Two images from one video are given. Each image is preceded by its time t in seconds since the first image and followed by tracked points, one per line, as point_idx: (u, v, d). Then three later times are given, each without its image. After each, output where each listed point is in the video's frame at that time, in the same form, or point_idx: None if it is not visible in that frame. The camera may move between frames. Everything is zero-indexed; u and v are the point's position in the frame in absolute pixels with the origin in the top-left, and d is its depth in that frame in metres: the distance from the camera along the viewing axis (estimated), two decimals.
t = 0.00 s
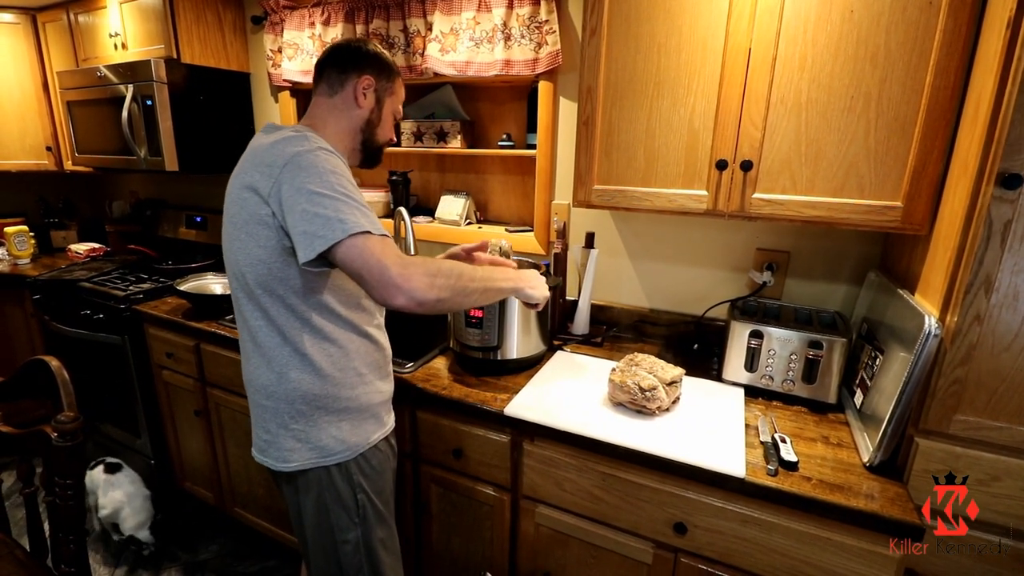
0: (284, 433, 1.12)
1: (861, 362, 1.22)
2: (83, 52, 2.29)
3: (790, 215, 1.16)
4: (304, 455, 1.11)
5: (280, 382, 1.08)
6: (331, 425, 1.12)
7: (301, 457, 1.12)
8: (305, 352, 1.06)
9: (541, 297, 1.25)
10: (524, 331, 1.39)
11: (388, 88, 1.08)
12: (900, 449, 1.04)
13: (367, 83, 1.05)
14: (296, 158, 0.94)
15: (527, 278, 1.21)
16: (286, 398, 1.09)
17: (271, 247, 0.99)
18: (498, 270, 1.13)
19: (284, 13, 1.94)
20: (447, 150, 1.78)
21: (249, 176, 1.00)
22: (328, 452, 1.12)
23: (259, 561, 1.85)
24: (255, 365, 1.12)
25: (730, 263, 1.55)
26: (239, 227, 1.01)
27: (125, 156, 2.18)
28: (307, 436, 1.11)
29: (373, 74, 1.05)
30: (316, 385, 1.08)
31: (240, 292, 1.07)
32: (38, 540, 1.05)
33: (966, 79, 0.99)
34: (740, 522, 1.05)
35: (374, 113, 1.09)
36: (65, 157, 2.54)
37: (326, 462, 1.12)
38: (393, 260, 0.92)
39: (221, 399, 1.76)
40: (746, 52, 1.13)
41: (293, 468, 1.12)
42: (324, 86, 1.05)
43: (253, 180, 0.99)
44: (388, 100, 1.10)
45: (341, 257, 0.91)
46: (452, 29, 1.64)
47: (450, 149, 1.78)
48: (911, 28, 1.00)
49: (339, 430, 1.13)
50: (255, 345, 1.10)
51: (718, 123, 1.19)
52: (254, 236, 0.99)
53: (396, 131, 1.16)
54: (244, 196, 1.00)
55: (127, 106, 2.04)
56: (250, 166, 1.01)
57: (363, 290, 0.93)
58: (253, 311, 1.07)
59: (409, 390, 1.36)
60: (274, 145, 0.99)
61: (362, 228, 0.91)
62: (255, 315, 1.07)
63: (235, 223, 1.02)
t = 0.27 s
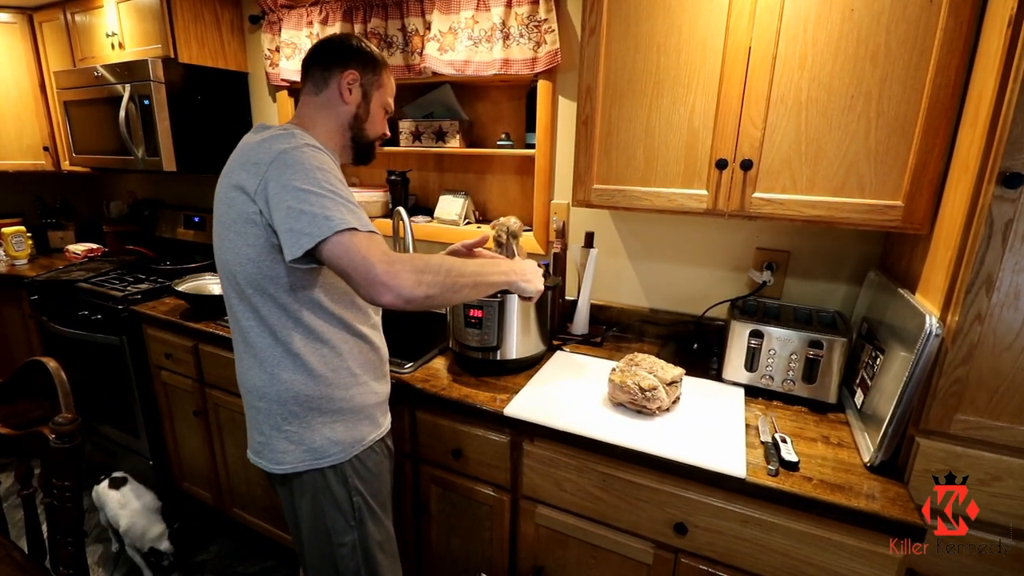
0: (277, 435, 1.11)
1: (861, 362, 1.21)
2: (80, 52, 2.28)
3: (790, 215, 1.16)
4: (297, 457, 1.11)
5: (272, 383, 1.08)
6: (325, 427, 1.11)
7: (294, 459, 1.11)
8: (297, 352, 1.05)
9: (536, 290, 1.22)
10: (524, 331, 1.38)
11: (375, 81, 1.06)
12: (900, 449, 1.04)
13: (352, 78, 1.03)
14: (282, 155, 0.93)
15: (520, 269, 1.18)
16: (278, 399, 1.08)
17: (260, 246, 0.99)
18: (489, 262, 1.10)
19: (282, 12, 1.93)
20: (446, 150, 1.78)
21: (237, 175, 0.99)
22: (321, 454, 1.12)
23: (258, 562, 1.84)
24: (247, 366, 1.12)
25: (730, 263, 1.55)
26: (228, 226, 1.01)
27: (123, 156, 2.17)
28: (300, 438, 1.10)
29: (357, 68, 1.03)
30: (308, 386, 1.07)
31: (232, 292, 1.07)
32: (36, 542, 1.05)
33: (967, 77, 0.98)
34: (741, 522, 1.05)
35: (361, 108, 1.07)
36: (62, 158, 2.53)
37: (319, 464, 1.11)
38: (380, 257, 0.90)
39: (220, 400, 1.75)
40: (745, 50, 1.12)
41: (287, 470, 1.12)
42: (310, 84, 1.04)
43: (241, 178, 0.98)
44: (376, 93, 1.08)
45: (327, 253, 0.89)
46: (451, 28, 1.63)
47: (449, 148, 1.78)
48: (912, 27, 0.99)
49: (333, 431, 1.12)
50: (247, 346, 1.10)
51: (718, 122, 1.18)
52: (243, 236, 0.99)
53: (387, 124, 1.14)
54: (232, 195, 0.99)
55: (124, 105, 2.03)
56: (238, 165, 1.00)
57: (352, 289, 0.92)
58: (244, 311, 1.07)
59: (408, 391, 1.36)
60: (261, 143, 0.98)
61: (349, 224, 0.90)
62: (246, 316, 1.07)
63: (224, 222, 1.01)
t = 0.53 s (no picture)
0: (267, 433, 1.12)
1: (865, 362, 1.21)
2: (81, 51, 2.28)
3: (794, 215, 1.15)
4: (286, 456, 1.11)
5: (261, 382, 1.08)
6: (314, 428, 1.10)
7: (283, 459, 1.11)
8: (285, 351, 1.05)
9: (537, 280, 1.18)
10: (526, 331, 1.38)
11: (370, 77, 1.05)
12: (905, 450, 1.03)
13: (345, 75, 1.02)
14: (271, 152, 0.93)
15: (520, 258, 1.15)
16: (267, 397, 1.09)
17: (249, 244, 0.99)
18: (487, 254, 1.07)
19: (283, 12, 1.93)
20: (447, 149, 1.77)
21: (228, 172, 1.00)
22: (310, 456, 1.11)
23: (259, 563, 1.84)
24: (239, 364, 1.12)
25: (732, 263, 1.54)
26: (218, 224, 1.01)
27: (124, 156, 2.17)
28: (290, 438, 1.10)
29: (350, 65, 1.02)
30: (297, 385, 1.07)
31: (224, 289, 1.08)
32: (37, 542, 1.04)
33: (972, 77, 0.98)
34: (744, 523, 1.04)
35: (357, 105, 1.06)
36: (64, 157, 2.53)
37: (308, 465, 1.11)
38: (361, 255, 0.88)
39: (221, 400, 1.75)
40: (749, 50, 1.12)
41: (277, 470, 1.12)
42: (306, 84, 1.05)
43: (231, 175, 0.98)
44: (372, 90, 1.06)
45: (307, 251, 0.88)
46: (452, 27, 1.63)
47: (451, 148, 1.77)
48: (917, 26, 0.99)
49: (322, 433, 1.11)
50: (239, 344, 1.10)
51: (721, 122, 1.18)
52: (232, 234, 0.99)
53: (386, 121, 1.12)
54: (223, 192, 1.00)
55: (125, 105, 2.03)
56: (229, 162, 1.00)
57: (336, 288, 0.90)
58: (236, 309, 1.07)
59: (410, 391, 1.35)
60: (253, 140, 0.98)
61: (332, 221, 0.88)
62: (237, 314, 1.07)
63: (216, 219, 1.02)
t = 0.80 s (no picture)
0: (262, 436, 1.12)
1: (866, 361, 1.21)
2: (80, 50, 2.27)
3: (795, 214, 1.15)
4: (281, 460, 1.11)
5: (256, 385, 1.08)
6: (309, 433, 1.10)
7: (278, 462, 1.12)
8: (279, 355, 1.05)
9: (536, 302, 0.99)
10: (526, 331, 1.38)
11: (378, 76, 1.03)
12: (906, 449, 1.03)
13: (351, 74, 1.01)
14: (264, 154, 0.92)
15: (518, 276, 0.97)
16: (261, 400, 1.09)
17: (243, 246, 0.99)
18: (478, 270, 0.93)
19: (283, 10, 1.92)
20: (447, 148, 1.77)
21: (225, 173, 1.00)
22: (304, 460, 1.11)
23: (259, 562, 1.84)
24: (236, 366, 1.13)
25: (733, 262, 1.54)
26: (215, 225, 1.02)
27: (123, 155, 2.16)
28: (284, 442, 1.10)
29: (358, 63, 1.01)
30: (291, 389, 1.06)
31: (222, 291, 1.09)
32: (37, 543, 1.04)
33: (974, 76, 0.98)
34: (745, 523, 1.04)
35: (363, 105, 1.05)
36: (63, 156, 2.52)
37: (303, 470, 1.11)
38: (339, 266, 0.83)
39: (221, 400, 1.75)
40: (751, 48, 1.12)
41: (272, 473, 1.13)
42: (316, 82, 1.05)
43: (227, 176, 0.98)
44: (379, 89, 1.05)
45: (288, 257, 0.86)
46: (452, 25, 1.62)
47: (451, 147, 1.77)
48: (919, 24, 0.99)
49: (317, 438, 1.10)
50: (236, 346, 1.11)
51: (722, 121, 1.18)
52: (228, 236, 0.99)
53: (395, 122, 1.10)
54: (219, 193, 1.00)
55: (124, 104, 2.02)
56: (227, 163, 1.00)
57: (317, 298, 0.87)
58: (233, 311, 1.08)
59: (410, 391, 1.35)
60: (249, 141, 0.98)
61: (313, 228, 0.84)
62: (234, 316, 1.08)
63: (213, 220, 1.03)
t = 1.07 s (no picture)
0: (268, 453, 1.07)
1: (865, 359, 1.21)
2: (77, 49, 2.26)
3: (795, 212, 1.15)
4: (288, 480, 1.06)
5: (263, 400, 1.03)
6: (318, 451, 1.04)
7: (284, 481, 1.06)
8: (289, 369, 0.99)
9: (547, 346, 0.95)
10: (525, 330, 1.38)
11: (409, 81, 0.95)
12: (905, 447, 1.03)
13: (381, 77, 0.93)
14: (274, 156, 0.85)
15: (530, 317, 0.95)
16: (269, 417, 1.03)
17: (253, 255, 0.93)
18: (489, 311, 0.90)
19: (280, 9, 1.91)
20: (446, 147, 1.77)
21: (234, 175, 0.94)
22: (313, 480, 1.05)
23: (258, 562, 1.84)
24: (244, 378, 1.08)
25: (732, 260, 1.54)
26: (225, 231, 0.96)
27: (121, 154, 2.15)
28: (292, 461, 1.05)
29: (389, 66, 0.93)
30: (301, 406, 1.01)
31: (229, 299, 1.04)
32: (36, 544, 1.04)
33: (973, 73, 0.97)
34: (745, 521, 1.04)
35: (391, 111, 0.97)
36: (60, 156, 2.51)
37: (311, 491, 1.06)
38: (347, 291, 0.78)
39: (220, 400, 1.74)
40: (750, 45, 1.11)
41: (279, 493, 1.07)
42: (345, 84, 0.98)
43: (237, 179, 0.92)
44: (410, 96, 0.97)
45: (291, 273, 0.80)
46: (450, 24, 1.62)
47: (450, 145, 1.77)
48: (918, 21, 0.99)
49: (326, 457, 1.05)
50: (243, 358, 1.06)
51: (721, 119, 1.17)
52: (236, 243, 0.94)
53: (425, 132, 1.02)
54: (229, 196, 0.94)
55: (122, 103, 2.01)
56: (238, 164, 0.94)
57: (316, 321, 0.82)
58: (242, 321, 1.03)
59: (410, 390, 1.35)
60: (261, 140, 0.91)
61: (322, 246, 0.78)
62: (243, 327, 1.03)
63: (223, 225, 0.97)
